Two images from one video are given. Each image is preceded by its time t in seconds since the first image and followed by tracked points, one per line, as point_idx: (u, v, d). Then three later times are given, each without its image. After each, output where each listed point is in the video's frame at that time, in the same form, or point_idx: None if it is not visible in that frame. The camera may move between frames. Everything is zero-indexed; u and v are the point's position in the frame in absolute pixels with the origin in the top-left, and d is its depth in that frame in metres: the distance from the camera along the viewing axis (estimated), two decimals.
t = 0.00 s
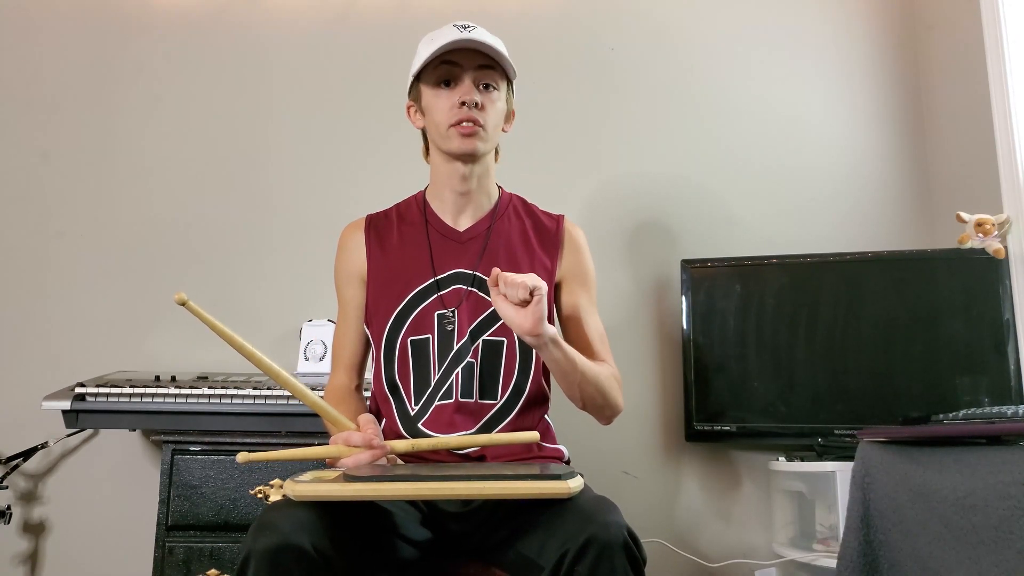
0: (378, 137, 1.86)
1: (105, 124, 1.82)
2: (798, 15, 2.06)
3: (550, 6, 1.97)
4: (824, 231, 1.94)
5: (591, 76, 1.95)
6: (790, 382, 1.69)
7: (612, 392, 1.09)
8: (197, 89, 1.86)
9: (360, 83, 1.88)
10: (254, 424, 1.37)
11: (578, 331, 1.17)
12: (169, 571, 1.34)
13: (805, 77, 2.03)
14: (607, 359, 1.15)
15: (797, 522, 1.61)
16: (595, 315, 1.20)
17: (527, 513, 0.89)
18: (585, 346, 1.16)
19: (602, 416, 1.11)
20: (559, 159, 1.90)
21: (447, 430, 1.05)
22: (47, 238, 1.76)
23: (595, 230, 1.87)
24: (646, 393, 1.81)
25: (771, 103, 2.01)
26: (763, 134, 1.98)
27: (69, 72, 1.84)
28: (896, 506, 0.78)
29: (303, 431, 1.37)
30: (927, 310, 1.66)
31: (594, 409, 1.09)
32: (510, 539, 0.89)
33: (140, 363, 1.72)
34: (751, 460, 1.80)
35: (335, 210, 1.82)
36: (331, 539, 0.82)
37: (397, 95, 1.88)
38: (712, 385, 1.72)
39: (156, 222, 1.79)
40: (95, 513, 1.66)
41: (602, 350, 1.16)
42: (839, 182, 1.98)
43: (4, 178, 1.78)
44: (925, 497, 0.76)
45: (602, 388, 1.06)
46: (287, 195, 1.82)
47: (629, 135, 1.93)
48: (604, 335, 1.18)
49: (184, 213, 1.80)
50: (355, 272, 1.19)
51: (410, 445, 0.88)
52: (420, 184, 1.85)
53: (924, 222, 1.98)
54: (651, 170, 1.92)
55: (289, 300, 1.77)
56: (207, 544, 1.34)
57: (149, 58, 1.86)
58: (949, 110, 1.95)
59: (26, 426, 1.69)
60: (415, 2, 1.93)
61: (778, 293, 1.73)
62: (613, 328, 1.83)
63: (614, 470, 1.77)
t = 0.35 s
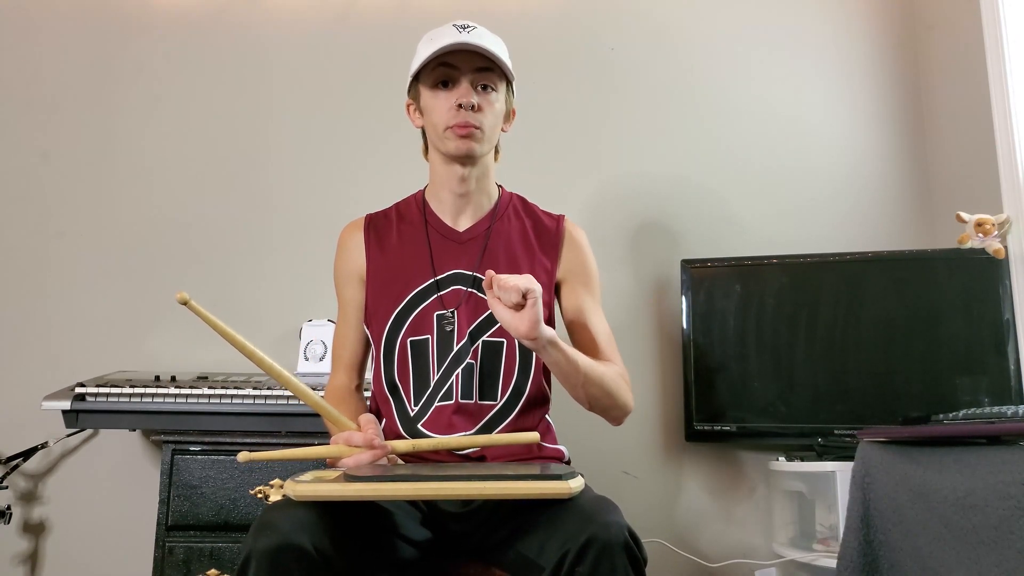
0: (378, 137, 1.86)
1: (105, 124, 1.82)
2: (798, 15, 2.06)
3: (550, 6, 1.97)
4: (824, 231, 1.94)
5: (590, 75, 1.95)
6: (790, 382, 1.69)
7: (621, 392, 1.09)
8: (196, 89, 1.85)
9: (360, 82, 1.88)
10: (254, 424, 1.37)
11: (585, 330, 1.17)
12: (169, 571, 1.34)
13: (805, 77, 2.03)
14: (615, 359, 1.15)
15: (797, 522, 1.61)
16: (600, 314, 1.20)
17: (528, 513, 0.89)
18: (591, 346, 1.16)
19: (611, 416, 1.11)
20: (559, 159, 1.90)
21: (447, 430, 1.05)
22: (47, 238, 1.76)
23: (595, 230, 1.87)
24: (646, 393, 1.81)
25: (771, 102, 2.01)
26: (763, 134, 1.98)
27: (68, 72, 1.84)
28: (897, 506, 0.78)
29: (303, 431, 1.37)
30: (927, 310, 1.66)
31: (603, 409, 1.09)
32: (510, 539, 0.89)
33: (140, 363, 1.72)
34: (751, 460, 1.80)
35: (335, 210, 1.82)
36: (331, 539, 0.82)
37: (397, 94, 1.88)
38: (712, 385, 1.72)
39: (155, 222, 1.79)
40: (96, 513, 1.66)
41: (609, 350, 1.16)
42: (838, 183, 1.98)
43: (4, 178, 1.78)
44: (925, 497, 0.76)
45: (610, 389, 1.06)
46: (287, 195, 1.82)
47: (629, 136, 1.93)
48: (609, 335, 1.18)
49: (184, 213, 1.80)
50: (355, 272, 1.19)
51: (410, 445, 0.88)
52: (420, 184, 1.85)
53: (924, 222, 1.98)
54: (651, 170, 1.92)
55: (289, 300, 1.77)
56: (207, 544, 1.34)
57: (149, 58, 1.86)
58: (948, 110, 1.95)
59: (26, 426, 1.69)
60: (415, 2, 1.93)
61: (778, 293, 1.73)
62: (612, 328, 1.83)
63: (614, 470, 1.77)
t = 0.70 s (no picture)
0: (378, 137, 1.86)
1: (105, 124, 1.82)
2: (798, 15, 2.06)
3: (550, 6, 1.97)
4: (824, 230, 1.94)
5: (590, 73, 1.95)
6: (790, 382, 1.69)
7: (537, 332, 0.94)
8: (196, 89, 1.86)
9: (361, 82, 1.88)
10: (254, 424, 1.37)
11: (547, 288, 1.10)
12: (169, 571, 1.34)
13: (806, 77, 2.03)
14: (564, 314, 1.04)
15: (797, 522, 1.61)
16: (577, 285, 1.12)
17: (528, 513, 0.89)
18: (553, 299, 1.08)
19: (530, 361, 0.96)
20: (559, 159, 1.90)
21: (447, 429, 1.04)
22: (47, 238, 1.76)
23: (595, 230, 1.87)
24: (646, 393, 1.81)
25: (772, 102, 2.01)
26: (763, 134, 1.98)
27: (68, 72, 1.84)
28: (896, 505, 0.78)
29: (303, 431, 1.37)
30: (927, 310, 1.65)
31: (517, 347, 0.95)
32: (510, 539, 0.89)
33: (140, 363, 1.72)
34: (751, 460, 1.80)
35: (335, 210, 1.82)
36: (332, 539, 0.82)
37: (396, 95, 1.88)
38: (712, 385, 1.72)
39: (155, 222, 1.79)
40: (96, 513, 1.66)
41: (563, 305, 1.06)
42: (838, 182, 1.98)
43: (5, 178, 1.78)
44: (924, 497, 0.76)
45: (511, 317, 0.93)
46: (287, 195, 1.82)
47: (629, 136, 1.93)
48: (576, 300, 1.09)
49: (184, 213, 1.80)
50: (357, 273, 1.20)
51: (411, 443, 0.88)
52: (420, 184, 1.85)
53: (924, 222, 1.98)
54: (651, 170, 1.92)
55: (289, 300, 1.77)
56: (207, 544, 1.34)
57: (149, 58, 1.86)
58: (949, 110, 1.95)
59: (26, 426, 1.69)
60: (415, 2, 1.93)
61: (778, 293, 1.73)
62: (612, 328, 1.83)
63: (614, 470, 1.77)
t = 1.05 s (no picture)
0: (378, 137, 1.86)
1: (105, 124, 1.82)
2: (799, 15, 2.06)
3: (550, 6, 1.96)
4: (824, 230, 1.94)
5: (589, 73, 1.95)
6: (790, 382, 1.69)
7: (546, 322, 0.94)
8: (197, 89, 1.86)
9: (361, 82, 1.88)
10: (254, 424, 1.37)
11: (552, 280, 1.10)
12: (169, 571, 1.34)
13: (806, 77, 2.03)
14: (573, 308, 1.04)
15: (797, 522, 1.61)
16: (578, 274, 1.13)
17: (528, 513, 0.89)
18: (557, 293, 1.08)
19: (546, 355, 0.96)
20: (559, 159, 1.90)
21: (446, 430, 1.05)
22: (47, 238, 1.77)
23: (595, 230, 1.87)
24: (646, 393, 1.81)
25: (772, 102, 2.01)
26: (763, 133, 1.98)
27: (68, 72, 1.84)
28: (897, 506, 0.78)
29: (304, 431, 1.37)
30: (927, 310, 1.65)
31: (530, 343, 0.95)
32: (509, 539, 0.89)
33: (140, 363, 1.72)
34: (751, 460, 1.80)
35: (335, 211, 1.82)
36: (330, 538, 0.82)
37: (397, 95, 1.88)
38: (712, 385, 1.72)
39: (156, 222, 1.79)
40: (95, 513, 1.66)
41: (571, 299, 1.06)
42: (838, 182, 1.98)
43: (5, 178, 1.78)
44: (925, 497, 0.76)
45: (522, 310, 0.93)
46: (287, 195, 1.82)
47: (629, 136, 1.93)
48: (582, 291, 1.09)
49: (184, 213, 1.80)
50: (354, 275, 1.20)
51: (409, 443, 0.87)
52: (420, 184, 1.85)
53: (924, 222, 1.98)
54: (651, 170, 1.92)
55: (289, 300, 1.77)
56: (207, 544, 1.34)
57: (148, 59, 1.86)
58: (949, 110, 1.95)
59: (26, 426, 1.69)
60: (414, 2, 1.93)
61: (778, 293, 1.73)
62: (612, 328, 1.83)
63: (614, 470, 1.77)
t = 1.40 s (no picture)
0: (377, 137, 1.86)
1: (105, 124, 1.82)
2: (799, 15, 2.06)
3: (550, 6, 1.96)
4: (823, 230, 1.94)
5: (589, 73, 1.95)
6: (790, 382, 1.69)
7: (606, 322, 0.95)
8: (196, 89, 1.86)
9: (360, 83, 1.88)
10: (254, 424, 1.37)
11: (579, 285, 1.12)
12: (169, 571, 1.34)
13: (806, 77, 2.03)
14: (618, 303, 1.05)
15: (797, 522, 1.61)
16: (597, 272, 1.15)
17: (527, 513, 0.88)
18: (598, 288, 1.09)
19: (606, 356, 0.95)
20: (559, 159, 1.90)
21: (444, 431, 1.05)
22: (47, 238, 1.76)
23: (595, 230, 1.87)
24: (646, 393, 1.81)
25: (772, 102, 2.01)
26: (763, 133, 1.98)
27: (68, 72, 1.84)
28: (897, 506, 0.78)
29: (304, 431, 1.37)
30: (927, 310, 1.65)
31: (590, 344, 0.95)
32: (509, 539, 0.89)
33: (139, 363, 1.72)
34: (750, 460, 1.80)
35: (335, 211, 1.82)
36: (330, 538, 0.82)
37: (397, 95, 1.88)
38: (712, 385, 1.72)
39: (156, 222, 1.79)
40: (95, 513, 1.66)
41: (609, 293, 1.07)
42: (837, 182, 1.98)
43: (5, 178, 1.78)
44: (924, 497, 0.76)
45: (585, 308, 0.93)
46: (286, 195, 1.82)
47: (629, 136, 1.93)
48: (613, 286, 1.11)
49: (184, 213, 1.80)
50: (350, 276, 1.20)
51: (410, 444, 0.87)
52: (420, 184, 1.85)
53: (924, 222, 1.98)
54: (650, 171, 1.92)
55: (289, 301, 1.77)
56: (208, 544, 1.34)
57: (148, 59, 1.86)
58: (948, 110, 1.95)
59: (26, 426, 1.69)
60: (414, 2, 1.93)
61: (779, 293, 1.73)
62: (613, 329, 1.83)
63: (614, 470, 1.77)
